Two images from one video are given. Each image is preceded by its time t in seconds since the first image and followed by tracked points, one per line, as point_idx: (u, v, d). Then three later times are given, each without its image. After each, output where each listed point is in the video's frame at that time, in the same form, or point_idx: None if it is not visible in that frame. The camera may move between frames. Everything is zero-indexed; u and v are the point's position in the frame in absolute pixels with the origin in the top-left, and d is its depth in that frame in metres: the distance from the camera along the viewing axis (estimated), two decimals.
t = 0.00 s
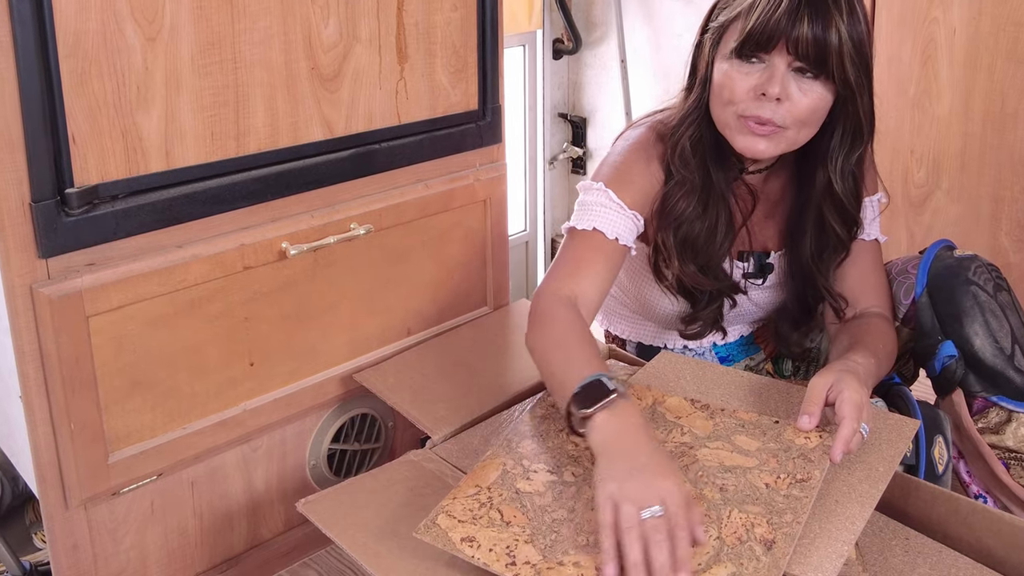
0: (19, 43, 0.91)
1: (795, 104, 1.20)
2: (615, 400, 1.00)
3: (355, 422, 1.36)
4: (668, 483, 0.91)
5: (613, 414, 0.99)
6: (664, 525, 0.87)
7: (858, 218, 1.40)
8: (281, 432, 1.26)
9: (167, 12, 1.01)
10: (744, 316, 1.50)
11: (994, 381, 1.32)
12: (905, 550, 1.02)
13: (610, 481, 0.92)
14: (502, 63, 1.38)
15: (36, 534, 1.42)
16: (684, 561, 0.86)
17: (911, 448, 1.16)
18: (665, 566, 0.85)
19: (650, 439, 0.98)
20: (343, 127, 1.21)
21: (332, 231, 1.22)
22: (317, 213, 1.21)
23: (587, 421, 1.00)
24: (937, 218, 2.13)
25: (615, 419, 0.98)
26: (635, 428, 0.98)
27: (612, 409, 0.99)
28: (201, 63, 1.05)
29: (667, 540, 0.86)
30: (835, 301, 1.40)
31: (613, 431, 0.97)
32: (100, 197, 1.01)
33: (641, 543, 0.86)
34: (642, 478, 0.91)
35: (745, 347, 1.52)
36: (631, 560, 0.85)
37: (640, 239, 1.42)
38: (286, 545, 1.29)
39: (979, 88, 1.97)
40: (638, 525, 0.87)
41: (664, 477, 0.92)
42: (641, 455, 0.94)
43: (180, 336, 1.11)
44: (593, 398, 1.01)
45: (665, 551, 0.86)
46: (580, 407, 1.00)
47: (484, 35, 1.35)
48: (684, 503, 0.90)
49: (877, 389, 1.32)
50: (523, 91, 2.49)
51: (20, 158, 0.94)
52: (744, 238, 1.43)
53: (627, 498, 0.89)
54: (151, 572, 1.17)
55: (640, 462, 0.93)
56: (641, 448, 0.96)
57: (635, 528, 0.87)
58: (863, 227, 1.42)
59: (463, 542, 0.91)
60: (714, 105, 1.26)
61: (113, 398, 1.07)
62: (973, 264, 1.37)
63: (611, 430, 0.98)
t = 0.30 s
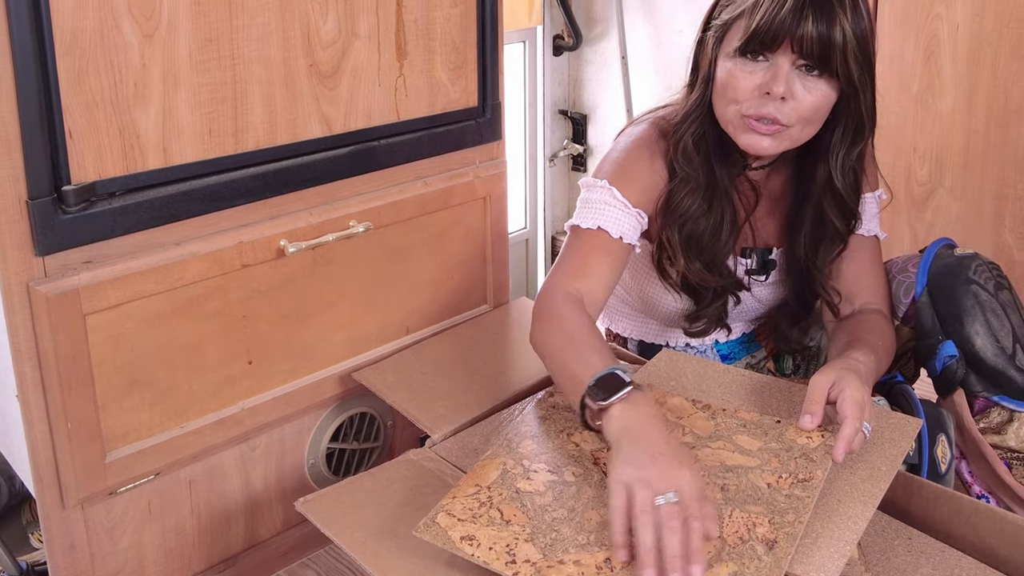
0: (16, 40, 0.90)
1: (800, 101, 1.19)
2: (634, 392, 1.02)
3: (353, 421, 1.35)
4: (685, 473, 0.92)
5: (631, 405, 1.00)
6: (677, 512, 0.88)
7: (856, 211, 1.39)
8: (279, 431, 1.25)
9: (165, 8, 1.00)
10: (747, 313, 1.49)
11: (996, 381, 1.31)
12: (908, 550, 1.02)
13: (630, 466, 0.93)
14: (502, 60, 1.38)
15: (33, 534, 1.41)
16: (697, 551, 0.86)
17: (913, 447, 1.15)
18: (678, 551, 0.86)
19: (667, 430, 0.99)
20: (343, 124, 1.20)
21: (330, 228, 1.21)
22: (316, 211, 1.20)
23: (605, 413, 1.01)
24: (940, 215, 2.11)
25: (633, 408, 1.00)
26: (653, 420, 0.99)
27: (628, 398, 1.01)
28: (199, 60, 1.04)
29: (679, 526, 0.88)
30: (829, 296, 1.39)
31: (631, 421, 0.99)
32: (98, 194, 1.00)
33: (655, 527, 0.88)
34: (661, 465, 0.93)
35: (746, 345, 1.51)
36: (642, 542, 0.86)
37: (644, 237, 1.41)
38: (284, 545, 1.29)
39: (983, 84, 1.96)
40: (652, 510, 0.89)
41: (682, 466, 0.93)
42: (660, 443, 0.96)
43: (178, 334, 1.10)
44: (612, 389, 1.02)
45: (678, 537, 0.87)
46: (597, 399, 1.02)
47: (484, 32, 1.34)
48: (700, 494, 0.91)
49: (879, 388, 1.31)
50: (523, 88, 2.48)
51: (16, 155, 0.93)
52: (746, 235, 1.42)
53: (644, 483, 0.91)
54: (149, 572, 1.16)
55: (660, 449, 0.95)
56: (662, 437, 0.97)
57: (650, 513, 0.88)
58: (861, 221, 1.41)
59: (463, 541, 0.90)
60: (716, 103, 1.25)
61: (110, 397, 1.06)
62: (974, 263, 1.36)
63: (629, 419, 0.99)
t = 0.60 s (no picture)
0: (12, 36, 0.89)
1: (805, 101, 1.18)
2: (571, 404, 1.01)
3: (352, 420, 1.34)
4: (598, 483, 0.89)
5: (565, 415, 1.00)
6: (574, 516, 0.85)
7: (866, 217, 1.38)
8: (278, 430, 1.24)
9: (162, 5, 0.99)
10: (749, 312, 1.48)
11: (1000, 379, 1.30)
12: (910, 550, 1.01)
13: (544, 478, 0.91)
14: (502, 56, 1.37)
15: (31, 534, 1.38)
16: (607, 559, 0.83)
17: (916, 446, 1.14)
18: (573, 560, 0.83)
19: (603, 445, 0.98)
20: (341, 121, 1.19)
21: (330, 226, 1.21)
22: (315, 209, 1.19)
23: (541, 423, 1.01)
24: (944, 213, 2.10)
25: (567, 420, 0.99)
26: (587, 434, 0.98)
27: (567, 412, 1.00)
28: (197, 56, 1.03)
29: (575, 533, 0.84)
30: (837, 300, 1.38)
31: (564, 432, 0.98)
32: (94, 192, 0.99)
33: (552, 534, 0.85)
34: (575, 476, 0.90)
35: (748, 343, 1.50)
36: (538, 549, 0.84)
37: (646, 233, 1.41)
38: (283, 544, 1.28)
39: (987, 81, 1.96)
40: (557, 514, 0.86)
41: (596, 477, 0.90)
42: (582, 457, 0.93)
43: (175, 333, 1.09)
44: (548, 399, 1.01)
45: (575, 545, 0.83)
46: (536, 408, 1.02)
47: (484, 28, 1.33)
48: (611, 504, 0.88)
49: (881, 386, 1.30)
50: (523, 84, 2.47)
51: (13, 152, 0.93)
52: (749, 233, 1.41)
53: (553, 490, 0.88)
54: (146, 572, 1.16)
55: (578, 462, 0.92)
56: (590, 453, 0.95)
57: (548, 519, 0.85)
58: (870, 222, 1.39)
59: (463, 542, 0.89)
60: (721, 100, 1.24)
61: (107, 396, 1.05)
62: (978, 261, 1.36)
63: (561, 431, 0.98)
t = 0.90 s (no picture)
0: (8, 32, 0.88)
1: (806, 102, 1.18)
2: (563, 390, 1.01)
3: (351, 419, 1.33)
4: (607, 459, 0.90)
5: (557, 402, 0.99)
6: (602, 502, 0.87)
7: (864, 215, 1.36)
8: (276, 429, 1.24)
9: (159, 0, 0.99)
10: (750, 311, 1.47)
11: (1002, 378, 1.30)
12: (913, 549, 1.00)
13: (549, 464, 0.91)
14: (502, 52, 1.36)
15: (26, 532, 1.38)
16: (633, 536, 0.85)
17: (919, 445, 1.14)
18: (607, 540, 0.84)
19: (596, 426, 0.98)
20: (340, 118, 1.19)
21: (328, 224, 1.20)
22: (314, 206, 1.18)
23: (533, 410, 1.00)
24: (946, 210, 2.09)
25: (557, 408, 0.99)
26: (578, 417, 0.97)
27: (557, 397, 1.00)
28: (194, 52, 1.02)
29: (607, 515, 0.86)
30: (834, 300, 1.38)
31: (555, 420, 0.97)
32: (92, 189, 0.98)
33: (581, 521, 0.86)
34: (581, 457, 0.91)
35: (750, 342, 1.50)
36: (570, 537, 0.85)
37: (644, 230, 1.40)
38: (282, 544, 1.27)
39: (989, 77, 1.95)
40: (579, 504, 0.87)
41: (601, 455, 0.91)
42: (582, 438, 0.94)
43: (173, 331, 1.08)
44: (541, 387, 1.01)
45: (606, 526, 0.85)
46: (525, 395, 1.01)
47: (484, 24, 1.32)
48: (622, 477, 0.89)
49: (884, 385, 1.29)
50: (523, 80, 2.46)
51: (9, 149, 0.92)
52: (751, 232, 1.41)
53: (566, 479, 0.89)
54: (143, 572, 1.15)
55: (579, 444, 0.93)
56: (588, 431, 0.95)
57: (574, 507, 0.86)
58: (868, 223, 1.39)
59: (462, 541, 0.89)
60: (722, 100, 1.24)
61: (104, 394, 1.05)
62: (979, 259, 1.35)
63: (553, 417, 0.98)
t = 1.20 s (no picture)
0: (4, 28, 0.88)
1: (810, 104, 1.17)
2: (558, 373, 1.01)
3: (350, 419, 1.33)
4: (602, 447, 0.91)
5: (552, 386, 1.00)
6: (599, 489, 0.87)
7: (870, 220, 1.36)
8: (275, 428, 1.23)
9: None
10: (755, 311, 1.46)
11: (1007, 377, 1.28)
12: (916, 549, 1.00)
13: (546, 450, 0.92)
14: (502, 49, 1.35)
15: (21, 531, 1.38)
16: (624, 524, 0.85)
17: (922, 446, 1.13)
18: (604, 526, 0.84)
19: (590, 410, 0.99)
20: (339, 115, 1.18)
21: (327, 221, 1.19)
22: (312, 204, 1.18)
23: (528, 394, 1.01)
24: (950, 208, 2.08)
25: (552, 392, 0.99)
26: (573, 400, 0.98)
27: (551, 380, 1.00)
28: (192, 49, 1.02)
29: (603, 501, 0.86)
30: (839, 304, 1.37)
31: (552, 404, 0.98)
32: (89, 186, 0.97)
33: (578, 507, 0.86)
34: (578, 443, 0.91)
35: (754, 342, 1.49)
36: (568, 521, 0.85)
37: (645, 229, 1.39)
38: (281, 543, 1.27)
39: (993, 74, 1.93)
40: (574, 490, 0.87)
41: (597, 441, 0.92)
42: (578, 424, 0.94)
43: (171, 329, 1.08)
44: (534, 370, 1.01)
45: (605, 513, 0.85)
46: (521, 378, 1.01)
47: (483, 20, 1.31)
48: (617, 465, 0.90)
49: (886, 384, 1.28)
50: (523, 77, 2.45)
51: (5, 146, 0.91)
52: (756, 232, 1.40)
53: (564, 466, 0.89)
54: (141, 572, 1.14)
55: (576, 429, 0.93)
56: (583, 417, 0.96)
57: (572, 493, 0.87)
58: (876, 224, 1.38)
59: (462, 541, 0.88)
60: (724, 100, 1.23)
61: (102, 393, 1.04)
62: (984, 257, 1.34)
63: (549, 401, 0.98)
